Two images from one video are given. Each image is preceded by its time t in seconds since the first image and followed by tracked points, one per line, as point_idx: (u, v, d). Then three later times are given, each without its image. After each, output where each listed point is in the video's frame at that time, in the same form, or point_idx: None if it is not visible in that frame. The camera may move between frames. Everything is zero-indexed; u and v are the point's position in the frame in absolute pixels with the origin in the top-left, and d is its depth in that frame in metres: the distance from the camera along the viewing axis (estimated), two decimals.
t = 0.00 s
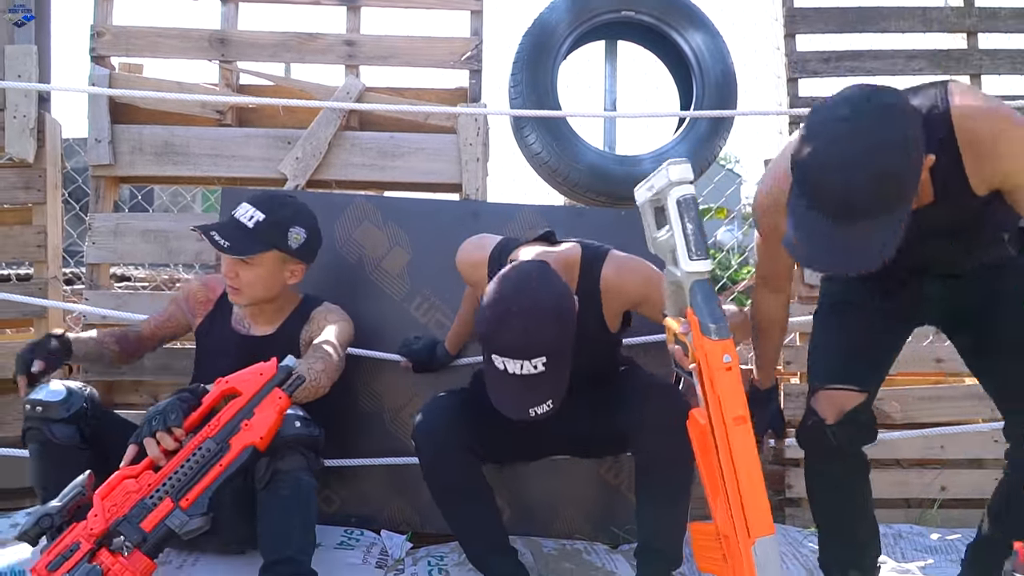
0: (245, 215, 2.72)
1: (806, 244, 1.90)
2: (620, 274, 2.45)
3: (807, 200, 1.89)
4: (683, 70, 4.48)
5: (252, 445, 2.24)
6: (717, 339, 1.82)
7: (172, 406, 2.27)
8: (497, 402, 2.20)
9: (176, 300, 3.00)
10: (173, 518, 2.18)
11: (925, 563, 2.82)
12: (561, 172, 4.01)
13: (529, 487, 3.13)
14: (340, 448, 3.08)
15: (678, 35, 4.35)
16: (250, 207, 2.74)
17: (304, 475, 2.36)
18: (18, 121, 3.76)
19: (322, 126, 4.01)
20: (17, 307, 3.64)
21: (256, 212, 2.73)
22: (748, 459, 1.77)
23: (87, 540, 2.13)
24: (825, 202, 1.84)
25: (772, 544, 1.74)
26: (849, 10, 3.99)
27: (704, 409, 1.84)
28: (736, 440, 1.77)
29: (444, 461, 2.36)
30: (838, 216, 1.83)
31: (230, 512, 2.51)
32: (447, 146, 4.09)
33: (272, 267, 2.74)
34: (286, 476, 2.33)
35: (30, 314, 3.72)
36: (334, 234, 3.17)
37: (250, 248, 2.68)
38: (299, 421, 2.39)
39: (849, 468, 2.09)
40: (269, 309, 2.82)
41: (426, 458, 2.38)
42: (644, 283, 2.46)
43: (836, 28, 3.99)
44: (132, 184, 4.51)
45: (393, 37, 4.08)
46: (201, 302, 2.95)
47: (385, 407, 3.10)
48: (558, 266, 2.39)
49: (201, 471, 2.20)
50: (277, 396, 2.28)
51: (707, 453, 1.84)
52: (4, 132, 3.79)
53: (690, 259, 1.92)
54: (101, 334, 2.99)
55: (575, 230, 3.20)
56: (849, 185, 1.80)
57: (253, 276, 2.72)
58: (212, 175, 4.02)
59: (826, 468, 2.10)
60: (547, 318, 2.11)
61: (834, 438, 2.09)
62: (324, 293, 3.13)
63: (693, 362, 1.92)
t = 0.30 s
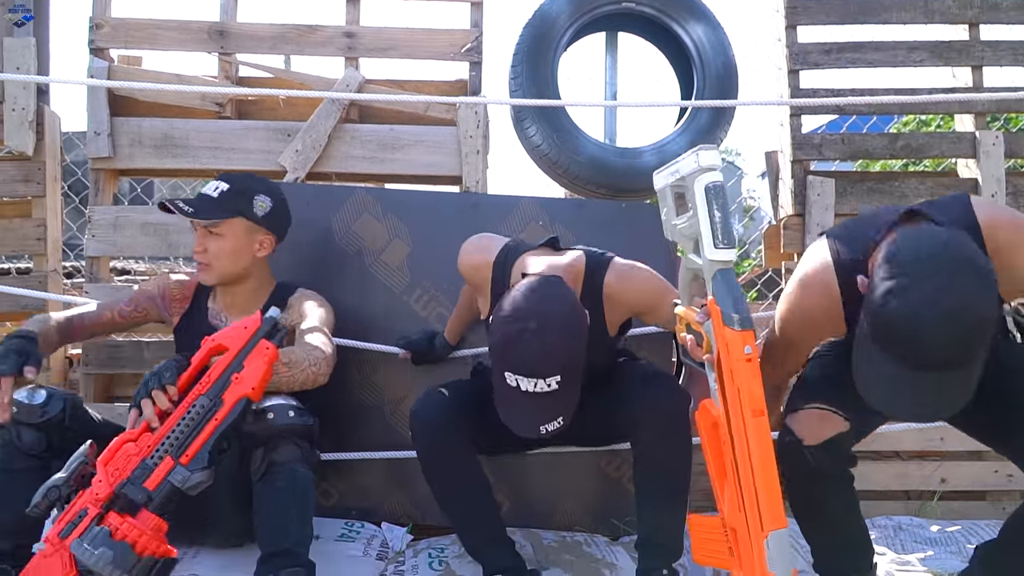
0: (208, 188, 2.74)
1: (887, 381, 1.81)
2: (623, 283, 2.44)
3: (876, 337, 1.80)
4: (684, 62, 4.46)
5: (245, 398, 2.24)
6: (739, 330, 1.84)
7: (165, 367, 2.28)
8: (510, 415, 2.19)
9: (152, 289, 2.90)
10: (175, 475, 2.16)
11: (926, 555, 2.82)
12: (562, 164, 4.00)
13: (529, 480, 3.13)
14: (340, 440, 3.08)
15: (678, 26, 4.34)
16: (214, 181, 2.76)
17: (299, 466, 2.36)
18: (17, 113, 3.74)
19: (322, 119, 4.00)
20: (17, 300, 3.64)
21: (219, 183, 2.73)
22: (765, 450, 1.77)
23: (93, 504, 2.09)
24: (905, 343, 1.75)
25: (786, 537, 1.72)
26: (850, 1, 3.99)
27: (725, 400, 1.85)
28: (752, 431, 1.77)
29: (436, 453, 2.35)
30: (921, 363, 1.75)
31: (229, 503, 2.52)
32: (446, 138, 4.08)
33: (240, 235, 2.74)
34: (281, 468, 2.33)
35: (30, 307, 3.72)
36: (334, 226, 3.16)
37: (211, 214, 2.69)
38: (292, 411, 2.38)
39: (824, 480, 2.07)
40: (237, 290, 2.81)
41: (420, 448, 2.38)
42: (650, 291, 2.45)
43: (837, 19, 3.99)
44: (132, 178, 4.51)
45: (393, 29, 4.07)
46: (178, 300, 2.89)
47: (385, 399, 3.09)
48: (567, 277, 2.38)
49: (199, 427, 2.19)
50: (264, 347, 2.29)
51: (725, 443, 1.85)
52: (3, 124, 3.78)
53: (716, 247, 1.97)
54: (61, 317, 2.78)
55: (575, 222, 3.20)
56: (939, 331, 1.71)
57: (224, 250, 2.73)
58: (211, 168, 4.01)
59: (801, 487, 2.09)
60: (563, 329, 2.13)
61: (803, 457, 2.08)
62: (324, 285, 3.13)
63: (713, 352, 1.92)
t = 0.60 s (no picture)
0: (189, 175, 2.64)
1: (907, 450, 1.82)
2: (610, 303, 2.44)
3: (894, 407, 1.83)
4: (683, 53, 4.45)
5: (208, 359, 2.24)
6: (704, 327, 1.84)
7: (124, 343, 2.30)
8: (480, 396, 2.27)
9: (110, 297, 2.72)
10: (148, 442, 2.14)
11: (924, 545, 2.83)
12: (561, 156, 3.99)
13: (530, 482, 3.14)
14: (340, 432, 3.08)
15: (678, 17, 4.32)
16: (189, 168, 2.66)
17: (310, 458, 2.29)
18: (15, 106, 3.74)
19: (320, 111, 3.99)
20: (15, 293, 3.63)
21: (200, 167, 2.68)
22: (739, 442, 1.77)
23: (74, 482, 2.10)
24: (926, 417, 1.79)
25: (764, 526, 1.74)
26: None
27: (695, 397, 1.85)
28: (725, 427, 1.78)
29: (432, 450, 2.38)
30: (941, 437, 1.79)
31: (232, 491, 2.48)
32: (445, 130, 4.07)
33: (227, 224, 2.74)
34: (291, 459, 2.26)
35: (29, 299, 3.72)
36: (333, 218, 3.15)
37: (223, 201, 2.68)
38: (304, 402, 2.33)
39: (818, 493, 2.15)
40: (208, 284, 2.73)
41: (417, 458, 2.41)
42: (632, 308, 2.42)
43: (837, 10, 3.98)
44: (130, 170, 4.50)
45: (391, 20, 4.06)
46: (144, 305, 2.74)
47: (384, 392, 3.09)
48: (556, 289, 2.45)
49: (166, 392, 2.19)
50: (219, 309, 2.29)
51: (701, 443, 1.84)
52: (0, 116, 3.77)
53: (676, 252, 1.94)
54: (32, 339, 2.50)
55: (575, 215, 3.20)
56: (963, 408, 1.76)
57: (217, 240, 2.71)
58: (209, 160, 4.00)
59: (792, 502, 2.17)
60: (538, 313, 2.21)
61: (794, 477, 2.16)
62: (323, 278, 3.12)
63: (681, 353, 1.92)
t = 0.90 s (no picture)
0: (225, 168, 2.59)
1: (876, 432, 1.83)
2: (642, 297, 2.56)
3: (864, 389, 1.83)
4: (682, 43, 4.44)
5: (143, 340, 2.20)
6: (717, 326, 1.91)
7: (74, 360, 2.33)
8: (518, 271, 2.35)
9: (108, 288, 2.71)
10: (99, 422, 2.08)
11: (923, 536, 2.83)
12: (560, 148, 3.99)
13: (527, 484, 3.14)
14: (339, 424, 3.08)
15: (677, 8, 4.31)
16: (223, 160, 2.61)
17: (305, 448, 2.28)
18: (13, 98, 3.73)
19: (319, 102, 3.98)
20: (15, 286, 3.63)
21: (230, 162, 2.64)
22: (747, 433, 1.82)
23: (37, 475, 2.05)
24: (899, 398, 1.79)
25: (769, 513, 1.74)
26: None
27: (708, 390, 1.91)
28: (735, 418, 1.83)
29: (429, 443, 2.40)
30: (914, 415, 1.80)
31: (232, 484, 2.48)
32: (444, 121, 4.06)
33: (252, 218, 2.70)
34: (284, 450, 2.25)
35: (28, 292, 3.72)
36: (332, 211, 3.15)
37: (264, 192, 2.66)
38: (296, 393, 2.33)
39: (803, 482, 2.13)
40: (223, 280, 2.67)
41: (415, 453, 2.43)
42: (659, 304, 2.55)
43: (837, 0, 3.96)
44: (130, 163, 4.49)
45: (389, 11, 4.04)
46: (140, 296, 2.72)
47: (384, 384, 3.09)
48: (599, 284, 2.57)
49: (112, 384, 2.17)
50: (154, 297, 2.28)
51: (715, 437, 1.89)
52: None
53: (695, 259, 2.03)
54: (31, 333, 2.48)
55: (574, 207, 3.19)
56: (934, 388, 1.77)
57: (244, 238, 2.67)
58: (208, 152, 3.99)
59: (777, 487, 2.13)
60: (578, 215, 2.42)
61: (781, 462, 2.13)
62: (322, 271, 3.12)
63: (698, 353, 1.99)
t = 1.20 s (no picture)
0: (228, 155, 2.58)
1: (881, 371, 1.88)
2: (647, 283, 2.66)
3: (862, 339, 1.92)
4: (682, 34, 4.42)
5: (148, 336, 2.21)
6: (735, 309, 2.00)
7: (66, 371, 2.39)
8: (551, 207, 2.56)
9: (108, 281, 2.70)
10: (100, 420, 2.09)
11: (922, 527, 2.84)
12: (561, 140, 3.98)
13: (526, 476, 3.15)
14: (340, 416, 3.08)
15: None
16: (227, 147, 2.60)
17: (310, 441, 2.27)
18: (12, 90, 3.72)
19: (318, 94, 3.97)
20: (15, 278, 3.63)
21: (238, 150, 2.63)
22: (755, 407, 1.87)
23: (33, 472, 2.03)
24: (897, 342, 1.87)
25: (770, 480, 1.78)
26: None
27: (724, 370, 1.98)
28: (748, 393, 1.88)
29: (438, 430, 2.40)
30: (910, 357, 1.87)
31: (235, 476, 2.48)
32: (444, 112, 4.05)
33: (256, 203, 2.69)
34: (289, 441, 2.24)
35: (28, 284, 3.72)
36: (332, 202, 3.14)
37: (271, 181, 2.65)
38: (302, 385, 2.32)
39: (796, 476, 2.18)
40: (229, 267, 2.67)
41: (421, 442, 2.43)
42: (667, 290, 2.66)
43: None
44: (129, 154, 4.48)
45: (389, 2, 4.03)
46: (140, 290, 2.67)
47: (384, 375, 3.08)
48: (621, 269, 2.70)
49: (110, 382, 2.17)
50: (150, 298, 2.27)
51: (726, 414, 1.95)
52: None
53: (721, 251, 2.16)
54: (32, 321, 2.51)
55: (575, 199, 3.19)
56: (928, 333, 1.87)
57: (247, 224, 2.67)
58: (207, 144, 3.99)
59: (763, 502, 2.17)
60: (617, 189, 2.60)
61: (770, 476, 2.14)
62: (321, 263, 3.12)
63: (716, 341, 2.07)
